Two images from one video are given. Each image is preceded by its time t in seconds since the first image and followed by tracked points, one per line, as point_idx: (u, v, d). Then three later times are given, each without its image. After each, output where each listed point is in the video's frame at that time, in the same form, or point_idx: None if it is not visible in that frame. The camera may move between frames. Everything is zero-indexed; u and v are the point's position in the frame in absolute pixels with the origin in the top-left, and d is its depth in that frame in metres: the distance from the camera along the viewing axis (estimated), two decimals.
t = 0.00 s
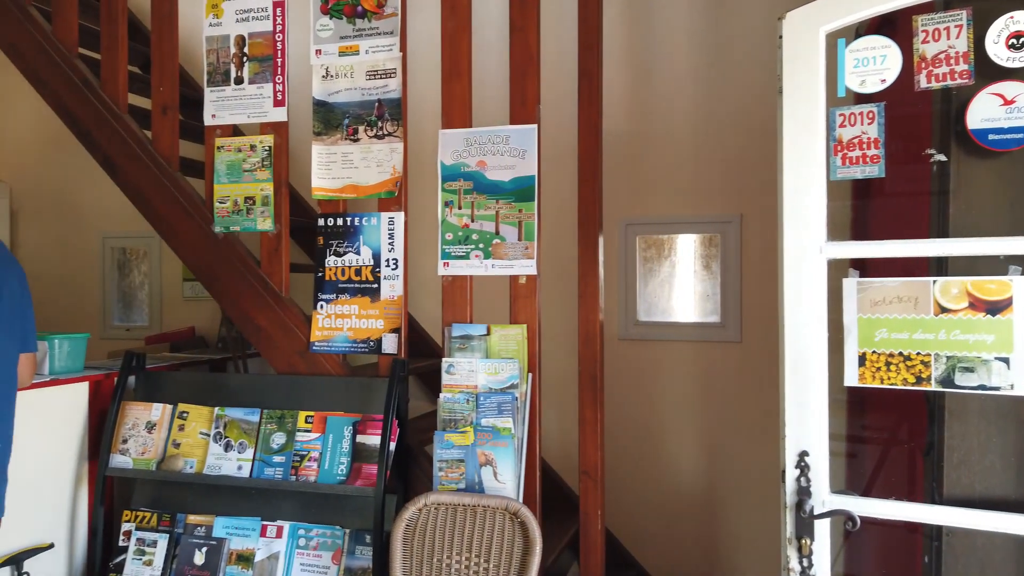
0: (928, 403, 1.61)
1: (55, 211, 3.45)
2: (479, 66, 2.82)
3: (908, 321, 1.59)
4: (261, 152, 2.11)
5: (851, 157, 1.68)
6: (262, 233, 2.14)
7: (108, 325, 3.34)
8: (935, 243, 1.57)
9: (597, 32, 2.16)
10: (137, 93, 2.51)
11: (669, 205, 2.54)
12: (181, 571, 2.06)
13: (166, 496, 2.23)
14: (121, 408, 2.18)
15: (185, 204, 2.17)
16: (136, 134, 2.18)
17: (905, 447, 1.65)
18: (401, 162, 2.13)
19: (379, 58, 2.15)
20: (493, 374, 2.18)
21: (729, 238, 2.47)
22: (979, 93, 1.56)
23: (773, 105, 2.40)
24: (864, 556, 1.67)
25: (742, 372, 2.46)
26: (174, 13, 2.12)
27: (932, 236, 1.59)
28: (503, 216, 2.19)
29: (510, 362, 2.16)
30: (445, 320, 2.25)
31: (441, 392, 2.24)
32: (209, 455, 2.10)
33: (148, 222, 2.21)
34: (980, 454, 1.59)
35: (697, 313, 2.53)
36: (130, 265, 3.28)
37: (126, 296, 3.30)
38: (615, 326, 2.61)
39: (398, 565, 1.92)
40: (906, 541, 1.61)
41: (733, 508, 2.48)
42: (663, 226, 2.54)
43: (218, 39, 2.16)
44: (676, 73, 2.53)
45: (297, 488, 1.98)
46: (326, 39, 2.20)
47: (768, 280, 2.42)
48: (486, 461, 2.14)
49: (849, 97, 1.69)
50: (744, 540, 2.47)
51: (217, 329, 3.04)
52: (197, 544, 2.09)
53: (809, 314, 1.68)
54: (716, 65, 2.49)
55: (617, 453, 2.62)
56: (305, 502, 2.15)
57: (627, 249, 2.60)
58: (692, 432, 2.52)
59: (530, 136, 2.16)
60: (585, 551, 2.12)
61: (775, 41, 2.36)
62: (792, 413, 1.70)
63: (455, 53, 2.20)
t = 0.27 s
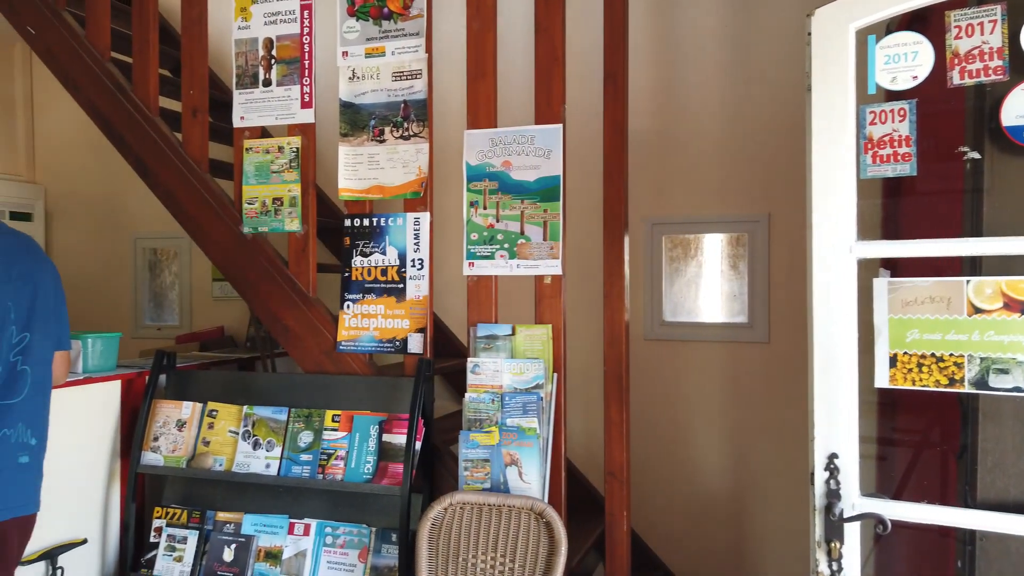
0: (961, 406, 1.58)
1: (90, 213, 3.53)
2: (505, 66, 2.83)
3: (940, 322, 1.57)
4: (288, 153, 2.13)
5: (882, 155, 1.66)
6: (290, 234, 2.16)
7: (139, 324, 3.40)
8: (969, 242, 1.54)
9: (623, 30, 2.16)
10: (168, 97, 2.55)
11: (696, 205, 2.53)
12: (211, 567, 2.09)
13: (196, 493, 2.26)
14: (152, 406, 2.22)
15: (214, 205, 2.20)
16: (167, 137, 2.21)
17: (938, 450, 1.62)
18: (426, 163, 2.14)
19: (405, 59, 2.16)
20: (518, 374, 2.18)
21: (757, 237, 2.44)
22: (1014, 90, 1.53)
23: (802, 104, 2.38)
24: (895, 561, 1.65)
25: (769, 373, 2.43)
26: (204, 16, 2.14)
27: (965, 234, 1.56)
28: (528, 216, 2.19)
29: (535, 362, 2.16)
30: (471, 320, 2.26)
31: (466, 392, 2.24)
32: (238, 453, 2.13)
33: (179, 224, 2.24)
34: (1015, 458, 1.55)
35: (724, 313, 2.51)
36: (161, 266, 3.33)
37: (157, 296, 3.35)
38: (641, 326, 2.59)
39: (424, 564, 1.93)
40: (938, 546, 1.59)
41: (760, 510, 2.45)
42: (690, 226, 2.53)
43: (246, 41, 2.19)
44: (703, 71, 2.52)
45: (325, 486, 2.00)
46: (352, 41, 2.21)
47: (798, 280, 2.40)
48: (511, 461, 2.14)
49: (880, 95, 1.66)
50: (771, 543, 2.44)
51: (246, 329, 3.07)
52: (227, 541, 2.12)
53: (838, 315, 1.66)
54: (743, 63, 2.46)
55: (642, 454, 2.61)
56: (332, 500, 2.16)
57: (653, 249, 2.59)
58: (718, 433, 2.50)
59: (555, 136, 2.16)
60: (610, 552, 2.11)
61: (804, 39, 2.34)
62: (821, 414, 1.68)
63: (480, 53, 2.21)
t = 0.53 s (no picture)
0: (994, 407, 1.55)
1: (120, 214, 3.59)
2: (528, 66, 2.83)
3: (972, 322, 1.55)
4: (314, 154, 2.15)
5: (912, 153, 1.63)
6: (316, 234, 2.18)
7: (168, 324, 3.45)
8: (1003, 241, 1.51)
9: (647, 28, 2.15)
10: (196, 99, 2.59)
11: (721, 204, 2.51)
12: (239, 564, 2.11)
13: (224, 491, 2.29)
14: (181, 404, 2.25)
15: (242, 206, 2.22)
16: (196, 139, 2.24)
17: (969, 452, 1.59)
18: (451, 163, 2.14)
19: (429, 60, 2.16)
20: (542, 374, 2.18)
21: (784, 236, 2.42)
22: None
23: (830, 101, 2.35)
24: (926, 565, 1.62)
25: (796, 374, 2.41)
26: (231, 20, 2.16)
27: (998, 233, 1.53)
28: (552, 216, 2.19)
29: (559, 362, 2.16)
30: (495, 320, 2.26)
31: (490, 392, 2.25)
32: (265, 451, 2.15)
33: (207, 224, 2.27)
34: None
35: (751, 314, 2.49)
36: (189, 266, 3.38)
37: (186, 296, 3.39)
38: (666, 326, 2.59)
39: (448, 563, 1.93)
40: (970, 550, 1.56)
41: (786, 512, 2.43)
42: (715, 225, 2.51)
43: (273, 44, 2.21)
44: (728, 70, 2.50)
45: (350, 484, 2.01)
46: (377, 42, 2.23)
47: (826, 280, 2.37)
48: (535, 461, 2.14)
49: (910, 92, 1.64)
50: (798, 545, 2.42)
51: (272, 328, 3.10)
52: (254, 538, 2.14)
53: (867, 315, 1.63)
54: (769, 61, 2.44)
55: (668, 454, 2.60)
56: (358, 499, 2.18)
57: (678, 249, 2.57)
58: (744, 434, 2.49)
59: (579, 135, 2.15)
60: (635, 553, 2.10)
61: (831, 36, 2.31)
62: (848, 416, 1.66)
63: (504, 53, 2.21)
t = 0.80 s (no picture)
0: None
1: (150, 215, 3.65)
2: (552, 66, 2.83)
3: (1004, 323, 1.52)
4: (339, 155, 2.16)
5: (943, 151, 1.60)
6: (341, 235, 2.19)
7: (196, 323, 3.49)
8: None
9: (673, 27, 2.15)
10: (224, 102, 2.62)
11: (747, 203, 2.50)
12: (265, 561, 2.14)
13: (250, 488, 2.31)
14: (209, 403, 2.28)
15: (268, 207, 2.24)
16: (223, 140, 2.27)
17: (1002, 455, 1.56)
18: (474, 163, 2.15)
19: (453, 60, 2.17)
20: (566, 374, 2.18)
21: (811, 236, 2.40)
22: None
23: (858, 99, 2.32)
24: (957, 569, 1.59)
25: (823, 375, 2.38)
26: (258, 23, 2.17)
27: None
28: (575, 216, 2.18)
29: (583, 362, 2.16)
30: (518, 320, 2.26)
31: (514, 391, 2.25)
32: (291, 450, 2.17)
33: (234, 225, 2.30)
34: None
35: (777, 314, 2.47)
36: (216, 266, 3.42)
37: (213, 296, 3.43)
38: (691, 327, 2.58)
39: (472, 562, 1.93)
40: (1003, 555, 1.53)
41: (813, 515, 2.40)
42: (741, 224, 2.50)
43: (299, 46, 2.23)
44: (754, 68, 2.48)
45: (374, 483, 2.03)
46: (402, 43, 2.24)
47: (854, 280, 2.34)
48: (559, 461, 2.13)
49: (940, 88, 1.61)
50: (825, 548, 2.39)
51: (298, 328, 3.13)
52: (280, 536, 2.16)
53: (896, 315, 1.61)
54: (795, 58, 2.42)
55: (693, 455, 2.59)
56: (382, 497, 2.19)
57: (703, 249, 2.56)
58: (770, 435, 2.47)
59: (603, 135, 2.15)
60: (659, 554, 2.09)
61: (859, 33, 2.28)
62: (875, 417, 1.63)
63: (528, 53, 2.21)
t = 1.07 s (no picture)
0: None
1: (181, 216, 3.71)
2: (577, 65, 2.82)
3: None
4: (366, 156, 2.18)
5: (977, 149, 1.57)
6: (367, 235, 2.21)
7: (226, 322, 3.54)
8: None
9: (699, 25, 2.14)
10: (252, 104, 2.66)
11: (776, 202, 2.48)
12: (293, 559, 2.16)
13: (278, 486, 2.34)
14: (238, 401, 2.31)
15: (296, 208, 2.27)
16: (252, 142, 2.29)
17: None
18: (500, 163, 2.15)
19: (479, 61, 2.17)
20: (591, 375, 2.17)
21: (840, 235, 2.37)
22: None
23: (889, 96, 2.29)
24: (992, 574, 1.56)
25: (853, 376, 2.35)
26: (286, 27, 2.20)
27: None
28: (601, 215, 2.18)
29: (609, 362, 2.15)
30: (544, 320, 2.26)
31: (539, 392, 2.25)
32: (319, 448, 2.19)
33: (263, 226, 2.33)
34: None
35: (806, 314, 2.44)
36: (246, 266, 3.46)
37: (242, 296, 3.48)
38: (718, 327, 2.57)
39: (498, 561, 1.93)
40: None
41: (843, 517, 2.38)
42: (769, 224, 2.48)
43: (326, 48, 2.25)
44: (782, 66, 2.46)
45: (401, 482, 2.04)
46: (427, 44, 2.25)
47: (885, 280, 2.31)
48: (585, 462, 2.13)
49: (974, 85, 1.58)
50: (855, 551, 2.36)
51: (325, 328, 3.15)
52: (308, 534, 2.18)
53: (929, 316, 1.58)
54: (824, 56, 2.39)
55: (720, 456, 2.58)
56: (408, 496, 2.20)
57: (730, 248, 2.54)
58: (798, 436, 2.44)
59: (629, 134, 2.14)
60: (685, 556, 2.08)
61: (890, 29, 2.25)
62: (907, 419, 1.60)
63: (553, 53, 2.21)
